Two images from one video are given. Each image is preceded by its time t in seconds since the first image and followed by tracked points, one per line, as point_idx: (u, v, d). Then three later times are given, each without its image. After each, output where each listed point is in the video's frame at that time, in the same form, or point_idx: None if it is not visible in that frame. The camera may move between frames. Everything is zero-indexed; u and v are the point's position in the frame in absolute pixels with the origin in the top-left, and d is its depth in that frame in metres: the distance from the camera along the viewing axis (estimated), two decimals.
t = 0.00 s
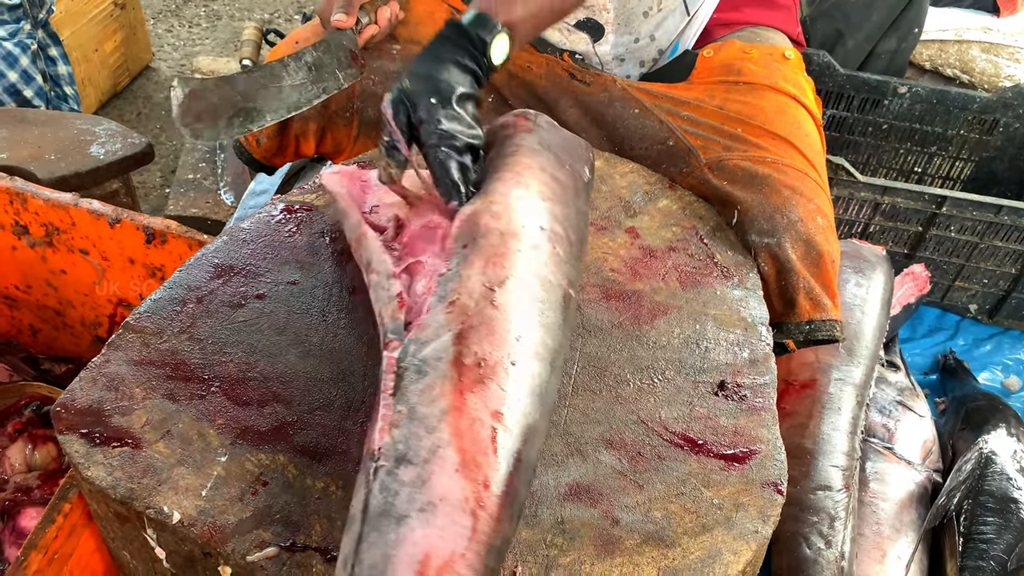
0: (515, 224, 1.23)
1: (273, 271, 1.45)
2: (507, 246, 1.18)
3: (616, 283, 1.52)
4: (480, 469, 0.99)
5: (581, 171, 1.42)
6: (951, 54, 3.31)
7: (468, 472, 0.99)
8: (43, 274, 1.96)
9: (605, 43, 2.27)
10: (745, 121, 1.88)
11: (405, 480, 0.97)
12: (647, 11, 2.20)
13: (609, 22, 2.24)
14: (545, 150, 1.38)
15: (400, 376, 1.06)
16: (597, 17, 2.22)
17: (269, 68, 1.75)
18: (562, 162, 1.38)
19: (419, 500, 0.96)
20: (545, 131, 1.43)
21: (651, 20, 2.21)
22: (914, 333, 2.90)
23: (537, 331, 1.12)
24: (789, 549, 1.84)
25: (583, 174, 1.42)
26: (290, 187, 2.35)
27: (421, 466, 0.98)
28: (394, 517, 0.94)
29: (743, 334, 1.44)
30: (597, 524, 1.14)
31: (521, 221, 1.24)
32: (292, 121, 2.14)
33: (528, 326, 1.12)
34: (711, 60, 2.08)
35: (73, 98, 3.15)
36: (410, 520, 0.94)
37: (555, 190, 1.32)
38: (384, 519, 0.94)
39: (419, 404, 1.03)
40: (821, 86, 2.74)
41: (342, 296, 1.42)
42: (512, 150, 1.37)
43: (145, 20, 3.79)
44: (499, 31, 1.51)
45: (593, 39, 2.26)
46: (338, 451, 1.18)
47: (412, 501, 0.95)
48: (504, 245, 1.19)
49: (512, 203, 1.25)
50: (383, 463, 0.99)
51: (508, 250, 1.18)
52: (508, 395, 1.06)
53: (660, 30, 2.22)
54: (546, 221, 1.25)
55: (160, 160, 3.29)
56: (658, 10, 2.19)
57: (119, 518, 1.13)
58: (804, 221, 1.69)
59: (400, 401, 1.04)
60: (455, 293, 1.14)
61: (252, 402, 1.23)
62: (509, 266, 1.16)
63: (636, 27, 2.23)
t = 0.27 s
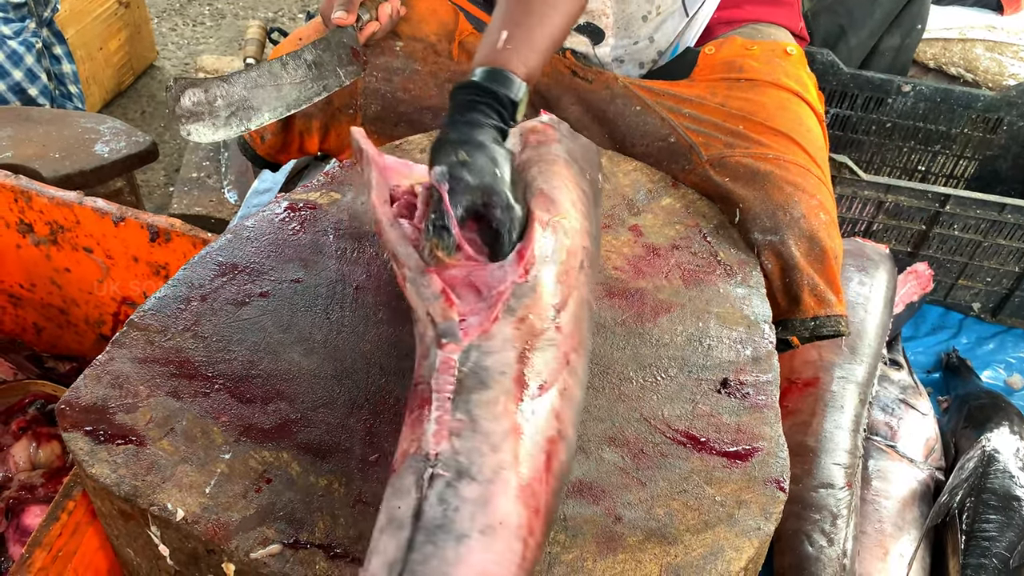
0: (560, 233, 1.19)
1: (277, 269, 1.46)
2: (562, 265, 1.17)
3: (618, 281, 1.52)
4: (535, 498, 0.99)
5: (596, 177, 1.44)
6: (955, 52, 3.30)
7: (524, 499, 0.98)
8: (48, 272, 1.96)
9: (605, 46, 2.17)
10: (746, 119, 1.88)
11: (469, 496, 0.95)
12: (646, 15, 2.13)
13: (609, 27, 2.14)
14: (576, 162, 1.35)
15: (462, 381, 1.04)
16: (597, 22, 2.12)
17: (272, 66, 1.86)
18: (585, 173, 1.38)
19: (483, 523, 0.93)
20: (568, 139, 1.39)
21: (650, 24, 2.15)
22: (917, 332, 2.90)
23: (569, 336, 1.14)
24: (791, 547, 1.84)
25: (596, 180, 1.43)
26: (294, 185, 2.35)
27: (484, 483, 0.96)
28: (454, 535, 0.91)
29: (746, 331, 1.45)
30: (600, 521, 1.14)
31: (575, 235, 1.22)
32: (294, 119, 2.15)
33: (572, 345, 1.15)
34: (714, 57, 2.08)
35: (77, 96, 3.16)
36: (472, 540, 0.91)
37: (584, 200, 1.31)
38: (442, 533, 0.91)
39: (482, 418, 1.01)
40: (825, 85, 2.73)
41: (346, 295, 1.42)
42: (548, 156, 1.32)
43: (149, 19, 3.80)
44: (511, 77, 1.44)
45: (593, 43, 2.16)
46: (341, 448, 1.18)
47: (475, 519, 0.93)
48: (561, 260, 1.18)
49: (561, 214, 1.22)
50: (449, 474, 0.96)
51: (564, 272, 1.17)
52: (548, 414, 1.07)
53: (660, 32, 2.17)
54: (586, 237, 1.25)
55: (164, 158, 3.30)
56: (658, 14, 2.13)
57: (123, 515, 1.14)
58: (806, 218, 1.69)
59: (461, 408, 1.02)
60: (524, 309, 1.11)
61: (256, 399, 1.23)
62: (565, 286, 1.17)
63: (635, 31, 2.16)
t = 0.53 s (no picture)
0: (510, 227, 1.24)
1: (277, 270, 1.46)
2: (506, 254, 1.21)
3: (618, 283, 1.52)
4: (478, 470, 1.01)
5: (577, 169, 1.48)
6: (955, 54, 3.30)
7: (464, 473, 1.00)
8: (49, 273, 1.97)
9: (604, 54, 2.18)
10: (747, 121, 1.88)
11: (403, 483, 0.98)
12: (646, 24, 2.13)
13: (608, 36, 2.14)
14: (539, 157, 1.39)
15: (397, 378, 1.08)
16: (597, 30, 2.13)
17: (273, 70, 1.86)
18: (554, 165, 1.40)
19: (417, 502, 0.96)
20: (534, 136, 1.44)
21: (650, 32, 2.14)
22: (917, 333, 2.90)
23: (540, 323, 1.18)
24: (791, 548, 1.84)
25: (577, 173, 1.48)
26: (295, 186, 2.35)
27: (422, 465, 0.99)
28: (391, 521, 0.94)
29: (745, 333, 1.45)
30: (599, 522, 1.15)
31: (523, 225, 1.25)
32: (298, 122, 2.14)
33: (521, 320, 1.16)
34: (713, 59, 2.08)
35: (79, 97, 3.16)
36: (407, 522, 0.95)
37: (549, 191, 1.34)
38: (381, 522, 0.95)
39: (415, 408, 1.05)
40: (825, 87, 2.74)
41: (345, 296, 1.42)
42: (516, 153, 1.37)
43: (150, 19, 3.80)
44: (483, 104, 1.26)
45: (592, 50, 2.18)
46: (341, 449, 1.18)
47: (408, 502, 0.96)
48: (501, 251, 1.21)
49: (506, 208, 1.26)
50: (384, 468, 1.00)
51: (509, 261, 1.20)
52: (505, 394, 1.09)
53: (658, 40, 2.16)
54: (541, 224, 1.28)
55: (165, 159, 3.30)
56: (657, 23, 2.13)
57: (123, 516, 1.14)
58: (806, 221, 1.70)
59: (397, 403, 1.05)
60: (463, 307, 1.15)
61: (256, 399, 1.24)
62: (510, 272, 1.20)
63: (634, 39, 2.15)
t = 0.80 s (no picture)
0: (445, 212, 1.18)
1: (279, 270, 1.46)
2: (446, 233, 1.15)
3: (619, 284, 1.52)
4: (399, 443, 0.98)
5: (550, 154, 1.35)
6: (956, 56, 3.29)
7: (384, 449, 0.98)
8: (50, 273, 1.97)
9: (603, 63, 2.16)
10: (748, 129, 1.89)
11: (329, 469, 1.00)
12: (645, 34, 2.11)
13: (607, 45, 2.12)
14: (492, 146, 1.30)
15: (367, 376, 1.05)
16: (596, 40, 2.11)
17: (266, 72, 1.72)
18: (512, 150, 1.31)
19: (336, 484, 0.98)
20: (493, 130, 1.35)
21: (649, 42, 2.13)
22: (918, 335, 2.90)
23: (489, 308, 1.09)
24: (791, 549, 1.85)
25: (550, 157, 1.35)
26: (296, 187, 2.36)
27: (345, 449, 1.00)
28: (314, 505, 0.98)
29: (745, 334, 1.45)
30: (600, 523, 1.15)
31: (460, 205, 1.19)
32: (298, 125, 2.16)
33: (467, 302, 1.09)
34: (715, 66, 2.08)
35: (80, 98, 3.16)
36: (327, 504, 0.97)
37: (503, 176, 1.25)
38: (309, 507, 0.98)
39: (348, 399, 1.04)
40: (826, 89, 2.74)
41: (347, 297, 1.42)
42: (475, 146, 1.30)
43: (151, 20, 3.81)
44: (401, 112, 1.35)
45: (591, 59, 2.16)
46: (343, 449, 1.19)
47: (330, 484, 0.98)
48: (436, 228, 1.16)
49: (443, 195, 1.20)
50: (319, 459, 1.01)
51: (447, 242, 1.14)
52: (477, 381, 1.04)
53: (657, 50, 2.16)
54: (485, 203, 1.19)
55: (166, 160, 3.30)
56: (656, 32, 2.11)
57: (125, 516, 1.14)
58: (804, 230, 1.70)
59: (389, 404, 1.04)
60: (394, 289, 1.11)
61: (258, 401, 1.24)
62: (447, 255, 1.13)
63: (633, 49, 2.13)
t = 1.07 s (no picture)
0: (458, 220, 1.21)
1: (281, 268, 1.46)
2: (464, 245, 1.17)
3: (623, 283, 1.52)
4: (428, 451, 0.98)
5: (556, 157, 1.40)
6: (959, 57, 3.28)
7: (414, 456, 0.98)
8: (52, 271, 1.97)
9: (605, 62, 2.17)
10: (752, 127, 1.88)
11: (357, 475, 0.98)
12: (647, 30, 2.10)
13: (609, 44, 2.12)
14: (499, 149, 1.35)
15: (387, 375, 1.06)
16: (598, 38, 2.11)
17: (270, 74, 1.76)
18: (524, 156, 1.35)
19: (366, 491, 0.96)
20: (500, 131, 1.38)
21: (651, 39, 2.12)
22: (920, 336, 2.89)
23: (505, 313, 1.12)
24: (794, 549, 1.84)
25: (557, 160, 1.39)
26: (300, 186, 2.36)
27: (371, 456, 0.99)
28: (344, 511, 0.96)
29: (749, 334, 1.45)
30: (603, 523, 1.14)
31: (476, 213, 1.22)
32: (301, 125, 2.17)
33: (482, 308, 1.11)
34: (718, 64, 2.07)
35: (83, 96, 3.16)
36: (358, 510, 0.96)
37: (512, 182, 1.30)
38: (338, 515, 0.97)
39: (373, 404, 1.03)
40: (829, 89, 2.74)
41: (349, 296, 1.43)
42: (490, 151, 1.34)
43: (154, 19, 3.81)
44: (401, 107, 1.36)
45: (594, 58, 2.17)
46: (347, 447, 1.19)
47: (360, 491, 0.97)
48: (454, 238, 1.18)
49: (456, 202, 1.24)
50: (342, 464, 1.00)
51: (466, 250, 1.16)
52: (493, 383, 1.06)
53: (660, 47, 2.15)
54: (499, 210, 1.23)
55: (169, 158, 3.31)
56: (658, 28, 2.10)
57: (127, 513, 1.14)
58: (809, 228, 1.69)
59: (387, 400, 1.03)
60: (414, 297, 1.12)
61: (261, 398, 1.24)
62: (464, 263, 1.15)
63: (636, 45, 2.13)
